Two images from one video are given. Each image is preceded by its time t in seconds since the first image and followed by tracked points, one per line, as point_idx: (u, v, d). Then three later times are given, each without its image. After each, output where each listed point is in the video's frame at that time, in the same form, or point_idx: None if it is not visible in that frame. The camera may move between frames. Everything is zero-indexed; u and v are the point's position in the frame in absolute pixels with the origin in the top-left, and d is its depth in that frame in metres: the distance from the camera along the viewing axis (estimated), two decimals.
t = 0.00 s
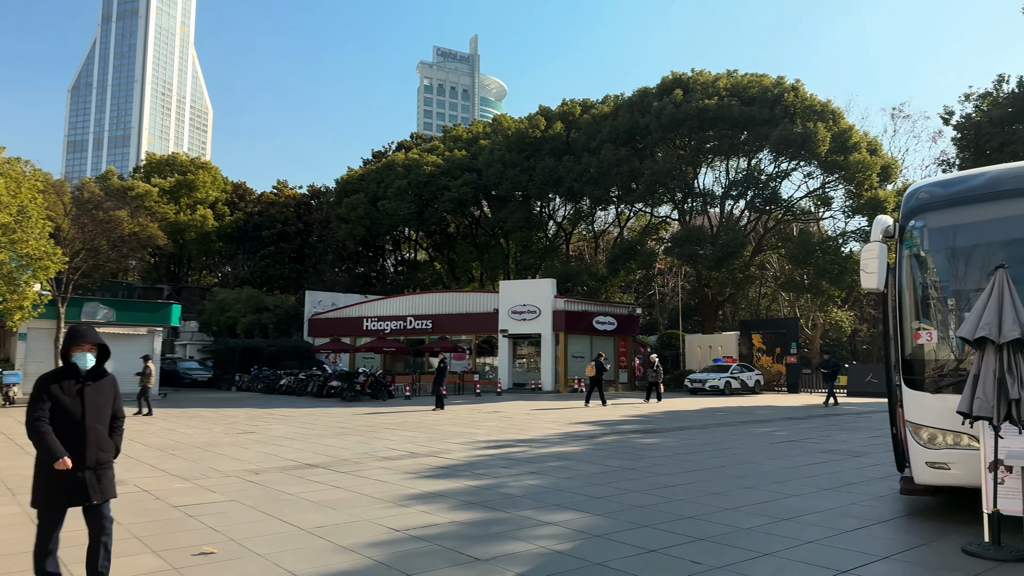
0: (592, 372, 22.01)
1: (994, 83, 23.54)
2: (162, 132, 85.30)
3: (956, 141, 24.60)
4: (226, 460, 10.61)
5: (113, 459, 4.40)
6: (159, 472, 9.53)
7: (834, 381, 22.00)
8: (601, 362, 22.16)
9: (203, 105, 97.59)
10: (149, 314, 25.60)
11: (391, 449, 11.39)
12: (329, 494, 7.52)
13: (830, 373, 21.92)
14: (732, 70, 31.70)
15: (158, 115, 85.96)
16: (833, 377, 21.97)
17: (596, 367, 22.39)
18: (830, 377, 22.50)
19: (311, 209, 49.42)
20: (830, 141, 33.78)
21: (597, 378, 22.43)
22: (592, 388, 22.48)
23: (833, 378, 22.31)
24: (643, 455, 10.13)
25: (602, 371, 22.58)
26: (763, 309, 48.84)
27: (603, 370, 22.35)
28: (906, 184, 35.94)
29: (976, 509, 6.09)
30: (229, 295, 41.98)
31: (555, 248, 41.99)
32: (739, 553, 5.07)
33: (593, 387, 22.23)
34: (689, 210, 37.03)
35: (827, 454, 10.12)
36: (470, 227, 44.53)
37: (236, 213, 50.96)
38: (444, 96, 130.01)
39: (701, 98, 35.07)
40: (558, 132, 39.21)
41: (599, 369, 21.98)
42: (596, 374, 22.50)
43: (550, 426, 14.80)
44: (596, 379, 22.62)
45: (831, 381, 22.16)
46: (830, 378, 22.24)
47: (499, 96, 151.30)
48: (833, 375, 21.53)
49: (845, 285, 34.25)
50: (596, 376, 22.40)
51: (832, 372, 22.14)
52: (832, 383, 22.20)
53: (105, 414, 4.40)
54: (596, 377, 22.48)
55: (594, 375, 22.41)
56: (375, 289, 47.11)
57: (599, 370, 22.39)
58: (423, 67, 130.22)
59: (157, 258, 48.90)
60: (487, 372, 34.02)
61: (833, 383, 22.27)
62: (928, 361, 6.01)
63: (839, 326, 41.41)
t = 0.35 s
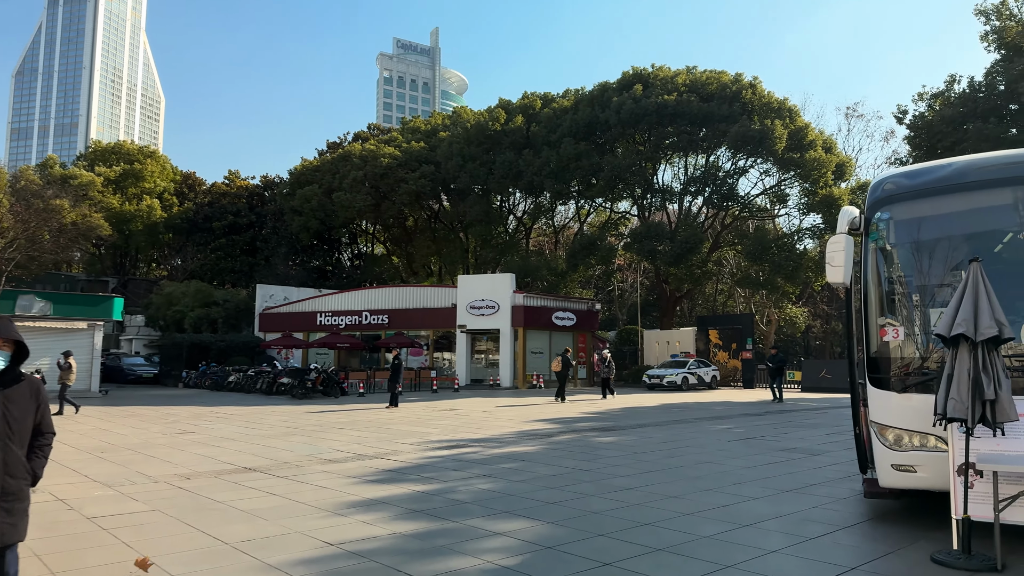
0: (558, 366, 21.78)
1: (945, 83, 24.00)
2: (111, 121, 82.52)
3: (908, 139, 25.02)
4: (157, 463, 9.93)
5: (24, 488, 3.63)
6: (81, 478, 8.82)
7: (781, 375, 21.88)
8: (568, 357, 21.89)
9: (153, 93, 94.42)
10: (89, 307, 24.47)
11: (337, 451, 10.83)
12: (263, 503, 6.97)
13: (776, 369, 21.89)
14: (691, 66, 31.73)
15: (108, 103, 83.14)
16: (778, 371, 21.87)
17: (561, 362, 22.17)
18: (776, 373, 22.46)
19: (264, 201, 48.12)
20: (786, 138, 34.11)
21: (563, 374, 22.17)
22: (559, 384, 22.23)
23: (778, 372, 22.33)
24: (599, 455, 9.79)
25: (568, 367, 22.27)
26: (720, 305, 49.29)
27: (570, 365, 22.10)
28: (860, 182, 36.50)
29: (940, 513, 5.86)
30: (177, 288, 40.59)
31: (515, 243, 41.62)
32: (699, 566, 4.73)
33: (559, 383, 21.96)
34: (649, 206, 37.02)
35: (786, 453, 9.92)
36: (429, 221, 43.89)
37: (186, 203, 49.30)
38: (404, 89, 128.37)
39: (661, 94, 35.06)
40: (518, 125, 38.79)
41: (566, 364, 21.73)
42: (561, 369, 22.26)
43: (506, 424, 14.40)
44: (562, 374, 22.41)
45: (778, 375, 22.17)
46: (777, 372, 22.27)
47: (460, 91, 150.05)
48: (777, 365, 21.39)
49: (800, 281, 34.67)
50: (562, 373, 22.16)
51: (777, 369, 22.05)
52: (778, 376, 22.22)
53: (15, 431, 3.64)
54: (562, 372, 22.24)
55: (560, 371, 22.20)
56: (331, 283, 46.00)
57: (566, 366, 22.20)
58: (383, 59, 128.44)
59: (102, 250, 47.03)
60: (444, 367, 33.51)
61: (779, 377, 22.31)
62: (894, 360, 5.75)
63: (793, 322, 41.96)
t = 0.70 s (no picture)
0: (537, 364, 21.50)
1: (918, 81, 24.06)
2: (77, 112, 80.48)
3: (881, 136, 25.08)
4: (105, 468, 9.32)
5: None
6: (17, 485, 8.19)
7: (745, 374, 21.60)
8: (548, 355, 21.54)
9: (119, 83, 91.83)
10: (45, 302, 23.24)
11: (298, 453, 10.28)
12: (210, 514, 6.44)
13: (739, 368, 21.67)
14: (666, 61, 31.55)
15: (74, 94, 81.00)
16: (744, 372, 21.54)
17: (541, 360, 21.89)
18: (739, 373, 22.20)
19: (232, 194, 47.01)
20: (760, 135, 34.07)
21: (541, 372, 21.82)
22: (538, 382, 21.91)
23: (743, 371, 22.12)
24: (573, 457, 9.39)
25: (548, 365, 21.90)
26: (693, 302, 49.31)
27: (549, 363, 21.80)
28: (832, 180, 36.61)
29: (934, 521, 5.54)
30: (140, 283, 39.45)
31: (489, 238, 41.14)
32: None
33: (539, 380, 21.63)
34: (623, 202, 36.77)
35: (765, 454, 9.60)
36: (401, 216, 43.24)
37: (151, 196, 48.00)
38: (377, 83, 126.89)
39: (636, 90, 34.81)
40: (492, 119, 38.28)
41: (546, 363, 21.43)
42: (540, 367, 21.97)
43: (477, 423, 13.95)
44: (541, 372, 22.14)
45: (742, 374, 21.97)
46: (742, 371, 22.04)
47: (434, 86, 148.64)
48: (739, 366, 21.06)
49: (773, 278, 34.68)
50: (541, 370, 21.84)
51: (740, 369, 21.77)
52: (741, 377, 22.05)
53: None
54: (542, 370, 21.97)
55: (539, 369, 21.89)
56: (300, 278, 44.75)
57: (545, 364, 21.92)
58: (356, 53, 127.04)
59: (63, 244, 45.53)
60: (416, 364, 32.92)
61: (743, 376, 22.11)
62: (887, 358, 5.41)
63: (765, 319, 42.01)
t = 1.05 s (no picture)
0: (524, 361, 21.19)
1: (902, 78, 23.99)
2: (52, 107, 78.92)
3: (866, 133, 25.02)
4: (59, 474, 8.76)
5: None
6: None
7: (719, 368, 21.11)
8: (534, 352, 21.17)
9: (95, 77, 89.93)
10: (11, 299, 22.11)
11: (267, 459, 9.77)
12: (164, 527, 5.95)
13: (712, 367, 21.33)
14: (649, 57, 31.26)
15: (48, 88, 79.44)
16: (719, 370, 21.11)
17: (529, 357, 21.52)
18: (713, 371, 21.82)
19: (208, 189, 46.03)
20: (742, 132, 33.92)
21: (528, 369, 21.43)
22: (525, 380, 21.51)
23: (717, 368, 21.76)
24: (556, 461, 8.98)
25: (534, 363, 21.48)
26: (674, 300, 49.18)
27: (537, 360, 21.41)
28: (815, 178, 36.56)
29: (943, 533, 5.20)
30: (112, 279, 38.49)
31: (471, 235, 40.65)
32: None
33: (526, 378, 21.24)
34: (606, 199, 36.43)
35: (755, 457, 9.24)
36: (382, 213, 42.65)
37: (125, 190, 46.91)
38: (358, 79, 125.71)
39: (619, 85, 34.50)
40: (474, 115, 37.79)
41: (532, 361, 21.04)
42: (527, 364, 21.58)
43: (457, 425, 13.48)
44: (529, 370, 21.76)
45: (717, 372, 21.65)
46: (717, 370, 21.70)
47: (416, 82, 147.77)
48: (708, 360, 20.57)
49: (755, 276, 34.53)
50: (529, 368, 21.44)
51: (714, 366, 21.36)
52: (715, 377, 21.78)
53: None
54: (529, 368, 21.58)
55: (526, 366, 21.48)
56: (277, 275, 43.83)
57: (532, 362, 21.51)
58: (337, 48, 125.87)
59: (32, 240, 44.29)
60: (395, 363, 32.36)
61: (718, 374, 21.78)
62: (894, 359, 5.05)
63: (747, 317, 41.91)
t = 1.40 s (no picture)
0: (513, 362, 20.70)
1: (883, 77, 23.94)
2: (22, 102, 77.11)
3: (848, 131, 25.04)
4: (7, 484, 8.17)
5: None
6: None
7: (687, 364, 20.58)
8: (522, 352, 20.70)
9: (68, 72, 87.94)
10: None
11: (234, 466, 9.24)
12: (112, 546, 5.43)
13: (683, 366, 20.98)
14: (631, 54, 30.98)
15: (18, 82, 77.62)
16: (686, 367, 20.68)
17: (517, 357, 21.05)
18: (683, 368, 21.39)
19: (182, 185, 44.89)
20: (723, 130, 33.72)
21: (516, 369, 21.02)
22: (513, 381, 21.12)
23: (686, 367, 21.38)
24: (540, 466, 8.57)
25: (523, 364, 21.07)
26: (654, 299, 49.06)
27: (525, 360, 20.99)
28: (794, 178, 36.53)
29: (955, 549, 4.85)
30: (80, 277, 37.40)
31: (450, 233, 40.14)
32: None
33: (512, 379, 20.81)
34: (587, 197, 36.12)
35: (745, 461, 8.91)
36: (359, 210, 42.13)
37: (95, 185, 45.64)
38: (336, 76, 124.51)
39: (600, 82, 34.21)
40: (455, 111, 37.27)
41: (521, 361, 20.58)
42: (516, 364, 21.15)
43: (435, 428, 13.01)
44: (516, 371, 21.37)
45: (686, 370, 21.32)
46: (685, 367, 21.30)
47: (396, 80, 146.82)
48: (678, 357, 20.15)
49: (736, 276, 34.42)
50: (517, 368, 20.99)
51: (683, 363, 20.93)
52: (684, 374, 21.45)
53: None
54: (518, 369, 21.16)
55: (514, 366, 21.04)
56: (251, 272, 43.50)
57: (519, 362, 21.05)
58: (315, 44, 124.51)
59: None
60: (373, 362, 31.77)
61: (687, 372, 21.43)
62: (904, 361, 4.71)
63: (727, 317, 41.83)
